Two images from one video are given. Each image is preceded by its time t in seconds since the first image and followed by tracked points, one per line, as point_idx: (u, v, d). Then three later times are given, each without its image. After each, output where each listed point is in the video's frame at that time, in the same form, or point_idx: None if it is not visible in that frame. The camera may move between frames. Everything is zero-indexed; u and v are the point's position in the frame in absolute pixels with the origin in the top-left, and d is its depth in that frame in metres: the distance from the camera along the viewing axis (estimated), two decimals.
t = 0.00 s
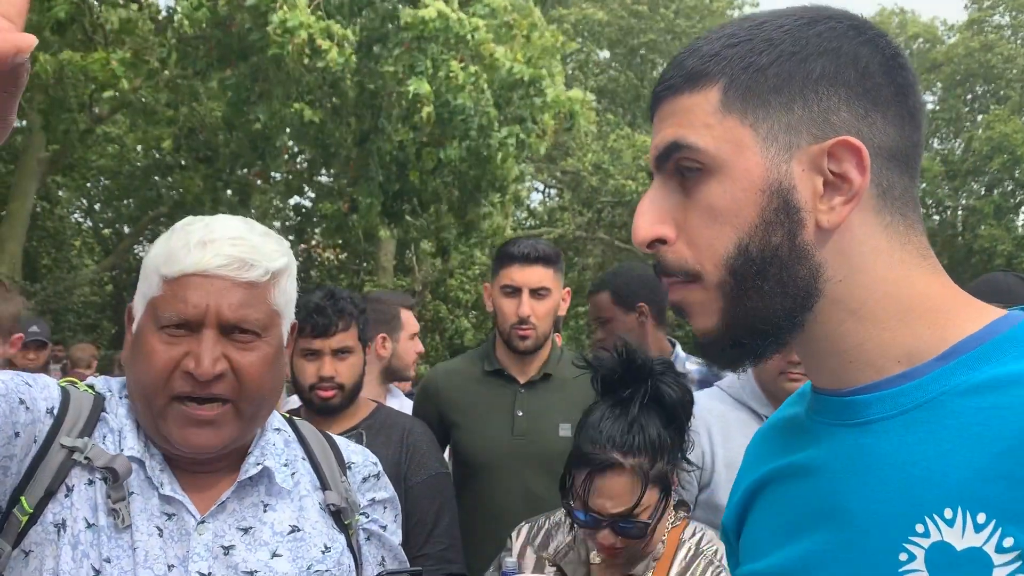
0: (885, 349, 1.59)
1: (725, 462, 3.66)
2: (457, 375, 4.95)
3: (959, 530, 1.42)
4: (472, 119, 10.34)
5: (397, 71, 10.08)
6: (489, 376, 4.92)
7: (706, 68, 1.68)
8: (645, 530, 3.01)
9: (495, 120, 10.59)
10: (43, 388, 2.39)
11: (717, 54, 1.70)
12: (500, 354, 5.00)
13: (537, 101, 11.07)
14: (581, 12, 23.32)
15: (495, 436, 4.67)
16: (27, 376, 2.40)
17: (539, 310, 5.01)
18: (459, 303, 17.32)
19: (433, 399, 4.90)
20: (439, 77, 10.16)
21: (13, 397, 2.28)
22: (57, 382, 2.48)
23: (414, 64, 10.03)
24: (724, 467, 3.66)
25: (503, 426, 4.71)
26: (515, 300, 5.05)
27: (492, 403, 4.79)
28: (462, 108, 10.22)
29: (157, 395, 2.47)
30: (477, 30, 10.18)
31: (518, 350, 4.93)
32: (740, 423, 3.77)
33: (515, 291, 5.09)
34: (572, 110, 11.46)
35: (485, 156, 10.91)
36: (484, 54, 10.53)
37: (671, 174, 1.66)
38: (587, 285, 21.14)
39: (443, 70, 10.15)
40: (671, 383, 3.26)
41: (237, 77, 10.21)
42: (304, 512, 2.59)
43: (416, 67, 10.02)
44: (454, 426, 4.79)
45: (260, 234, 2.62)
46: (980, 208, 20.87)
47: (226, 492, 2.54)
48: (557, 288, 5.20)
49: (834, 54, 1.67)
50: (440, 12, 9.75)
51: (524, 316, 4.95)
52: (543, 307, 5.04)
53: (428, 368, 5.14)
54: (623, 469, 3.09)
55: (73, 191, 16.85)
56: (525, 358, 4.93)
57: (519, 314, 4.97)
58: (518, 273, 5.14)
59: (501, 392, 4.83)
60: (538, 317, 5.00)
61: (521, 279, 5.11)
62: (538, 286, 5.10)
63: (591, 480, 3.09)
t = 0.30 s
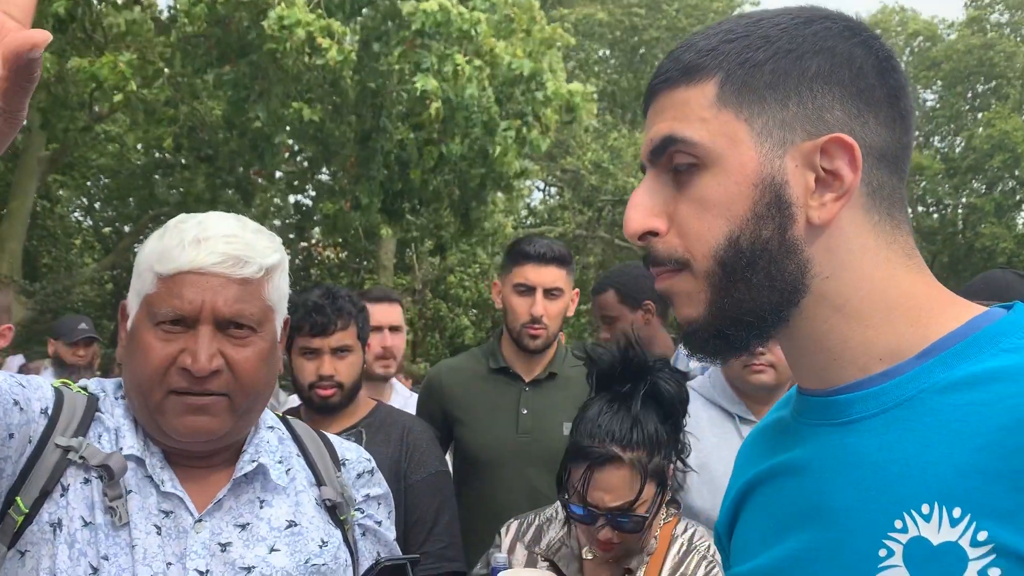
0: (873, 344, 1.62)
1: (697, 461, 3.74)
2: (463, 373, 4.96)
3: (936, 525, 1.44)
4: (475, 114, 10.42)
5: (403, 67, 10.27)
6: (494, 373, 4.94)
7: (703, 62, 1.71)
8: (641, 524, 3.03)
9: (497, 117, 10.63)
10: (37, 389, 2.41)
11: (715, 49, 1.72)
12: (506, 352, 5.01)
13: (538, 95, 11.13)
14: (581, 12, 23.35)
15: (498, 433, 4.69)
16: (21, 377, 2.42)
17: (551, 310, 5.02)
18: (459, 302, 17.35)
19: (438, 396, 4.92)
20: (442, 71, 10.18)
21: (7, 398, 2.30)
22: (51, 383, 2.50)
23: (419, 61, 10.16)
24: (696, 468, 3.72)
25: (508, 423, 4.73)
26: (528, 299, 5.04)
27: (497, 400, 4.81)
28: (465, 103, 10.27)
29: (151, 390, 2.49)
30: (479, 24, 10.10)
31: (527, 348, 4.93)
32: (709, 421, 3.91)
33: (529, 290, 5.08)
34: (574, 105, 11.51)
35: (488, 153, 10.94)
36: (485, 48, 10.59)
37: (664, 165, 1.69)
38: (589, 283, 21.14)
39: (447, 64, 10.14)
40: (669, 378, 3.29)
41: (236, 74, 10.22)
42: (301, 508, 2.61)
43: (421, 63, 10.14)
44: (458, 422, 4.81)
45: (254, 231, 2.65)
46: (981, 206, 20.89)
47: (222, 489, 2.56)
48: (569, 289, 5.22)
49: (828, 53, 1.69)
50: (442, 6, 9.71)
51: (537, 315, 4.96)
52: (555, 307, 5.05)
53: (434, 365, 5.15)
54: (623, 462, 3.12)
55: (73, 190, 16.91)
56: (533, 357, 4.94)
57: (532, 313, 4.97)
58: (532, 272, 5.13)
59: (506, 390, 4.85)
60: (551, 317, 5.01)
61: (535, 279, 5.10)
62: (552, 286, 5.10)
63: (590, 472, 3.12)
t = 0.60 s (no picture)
0: (852, 343, 1.67)
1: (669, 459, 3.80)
2: (466, 370, 5.00)
3: (911, 521, 1.48)
4: (476, 112, 10.44)
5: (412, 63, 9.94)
6: (498, 372, 4.99)
7: (688, 66, 1.77)
8: (626, 516, 3.16)
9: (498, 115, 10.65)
10: (36, 392, 2.44)
11: (702, 54, 1.78)
12: (511, 351, 5.05)
13: (539, 94, 11.10)
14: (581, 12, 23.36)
15: (501, 432, 4.74)
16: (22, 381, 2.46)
17: (557, 311, 5.02)
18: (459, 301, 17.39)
19: (441, 392, 4.96)
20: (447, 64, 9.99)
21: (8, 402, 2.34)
22: (50, 387, 2.53)
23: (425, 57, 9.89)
24: (668, 467, 3.77)
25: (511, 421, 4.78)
26: (535, 300, 5.03)
27: (500, 399, 4.86)
28: (467, 100, 10.26)
29: (155, 387, 2.53)
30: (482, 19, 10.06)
31: (532, 348, 4.96)
32: (681, 422, 3.94)
33: (536, 291, 5.04)
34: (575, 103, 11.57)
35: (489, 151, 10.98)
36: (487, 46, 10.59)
37: (649, 167, 1.75)
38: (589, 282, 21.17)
39: (453, 58, 10.00)
40: (654, 372, 3.47)
41: (235, 75, 10.26)
42: (300, 506, 2.65)
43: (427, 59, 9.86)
44: (461, 421, 4.84)
45: (253, 230, 2.68)
46: (981, 205, 20.93)
47: (222, 490, 2.60)
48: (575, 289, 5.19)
49: (810, 57, 1.75)
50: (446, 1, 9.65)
51: (542, 316, 4.96)
52: (561, 307, 5.04)
53: (438, 362, 5.18)
54: (611, 454, 3.25)
55: (73, 189, 16.94)
56: (537, 357, 4.98)
57: (538, 314, 4.97)
58: (539, 273, 5.08)
59: (510, 389, 4.90)
60: (556, 318, 5.01)
61: (542, 279, 5.06)
62: (559, 287, 5.06)
63: (578, 463, 3.23)
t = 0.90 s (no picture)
0: (835, 343, 1.75)
1: (670, 457, 3.81)
2: (461, 369, 5.05)
3: (895, 528, 1.56)
4: (477, 112, 10.47)
5: (414, 67, 10.00)
6: (496, 371, 5.04)
7: (678, 72, 1.89)
8: (616, 517, 3.22)
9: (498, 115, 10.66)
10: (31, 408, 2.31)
11: (691, 61, 1.90)
12: (507, 350, 5.11)
13: (543, 94, 11.25)
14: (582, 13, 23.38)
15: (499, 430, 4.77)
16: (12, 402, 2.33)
17: (549, 307, 5.11)
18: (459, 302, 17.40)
19: (437, 391, 5.01)
20: (451, 65, 10.03)
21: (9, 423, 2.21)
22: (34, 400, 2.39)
23: (428, 58, 9.92)
24: (669, 464, 3.78)
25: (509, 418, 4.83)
26: (525, 296, 5.13)
27: (497, 397, 4.90)
28: (469, 101, 10.29)
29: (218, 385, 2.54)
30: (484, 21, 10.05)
31: (526, 346, 5.01)
32: (679, 418, 3.97)
33: (526, 288, 5.17)
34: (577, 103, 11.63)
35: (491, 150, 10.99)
36: (490, 46, 10.61)
37: (640, 171, 1.86)
38: (589, 282, 21.19)
39: (456, 60, 10.05)
40: (643, 372, 3.58)
41: (236, 74, 10.31)
42: (305, 504, 2.67)
43: (429, 61, 9.89)
44: (458, 420, 4.87)
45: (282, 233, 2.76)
46: (981, 206, 20.92)
47: (228, 491, 2.59)
48: (566, 285, 5.30)
49: (793, 62, 1.85)
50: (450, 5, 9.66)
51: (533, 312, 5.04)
52: (553, 304, 5.15)
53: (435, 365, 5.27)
54: (603, 455, 3.33)
55: (74, 189, 16.98)
56: (532, 355, 5.03)
57: (530, 310, 5.05)
58: (530, 269, 5.22)
59: (505, 387, 4.96)
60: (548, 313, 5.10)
61: (533, 276, 5.19)
62: (550, 284, 5.20)
63: (570, 465, 3.30)
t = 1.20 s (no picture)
0: (830, 344, 1.77)
1: (679, 461, 3.84)
2: (459, 370, 5.08)
3: (887, 526, 1.59)
4: (478, 113, 10.47)
5: (415, 71, 10.09)
6: (490, 371, 5.08)
7: (669, 79, 1.92)
8: (612, 515, 3.28)
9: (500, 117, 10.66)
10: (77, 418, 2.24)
11: (681, 68, 1.93)
12: (501, 349, 5.15)
13: (545, 96, 11.30)
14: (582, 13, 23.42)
15: (497, 430, 4.80)
16: (50, 413, 2.21)
17: (539, 303, 5.21)
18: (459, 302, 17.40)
19: (434, 392, 5.03)
20: (451, 71, 10.05)
21: (69, 445, 2.15)
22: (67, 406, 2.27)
23: (429, 62, 10.01)
24: (679, 467, 3.83)
25: (507, 418, 4.86)
26: (515, 294, 5.24)
27: (495, 396, 4.94)
28: (470, 102, 10.31)
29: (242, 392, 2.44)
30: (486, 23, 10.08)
31: (519, 343, 5.08)
32: (687, 420, 3.99)
33: (516, 285, 5.27)
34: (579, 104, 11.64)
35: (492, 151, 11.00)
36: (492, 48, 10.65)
37: (635, 177, 1.90)
38: (590, 283, 21.19)
39: (457, 63, 10.10)
40: (639, 372, 3.62)
41: (238, 74, 10.34)
42: (326, 501, 2.70)
43: (431, 65, 9.98)
44: (456, 420, 4.89)
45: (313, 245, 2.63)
46: (981, 206, 20.92)
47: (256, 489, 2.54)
48: (556, 282, 5.37)
49: (780, 67, 1.88)
50: (453, 8, 9.70)
51: (524, 309, 5.15)
52: (543, 299, 5.24)
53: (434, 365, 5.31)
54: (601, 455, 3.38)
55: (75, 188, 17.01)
56: (526, 352, 5.09)
57: (520, 307, 5.17)
58: (519, 267, 5.31)
59: (502, 386, 5.00)
60: (539, 309, 5.21)
61: (522, 273, 5.28)
62: (539, 280, 5.27)
63: (567, 465, 3.35)
